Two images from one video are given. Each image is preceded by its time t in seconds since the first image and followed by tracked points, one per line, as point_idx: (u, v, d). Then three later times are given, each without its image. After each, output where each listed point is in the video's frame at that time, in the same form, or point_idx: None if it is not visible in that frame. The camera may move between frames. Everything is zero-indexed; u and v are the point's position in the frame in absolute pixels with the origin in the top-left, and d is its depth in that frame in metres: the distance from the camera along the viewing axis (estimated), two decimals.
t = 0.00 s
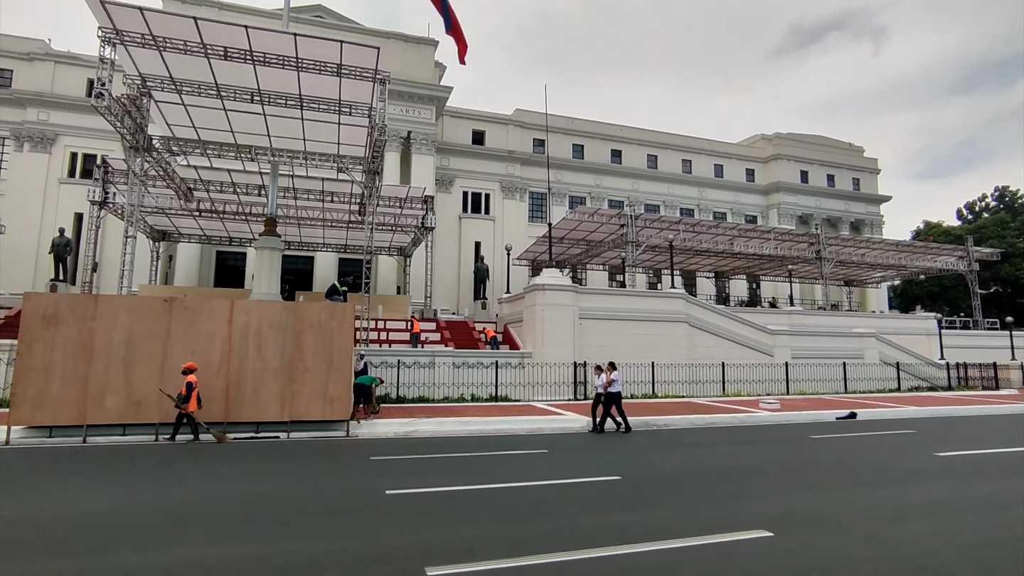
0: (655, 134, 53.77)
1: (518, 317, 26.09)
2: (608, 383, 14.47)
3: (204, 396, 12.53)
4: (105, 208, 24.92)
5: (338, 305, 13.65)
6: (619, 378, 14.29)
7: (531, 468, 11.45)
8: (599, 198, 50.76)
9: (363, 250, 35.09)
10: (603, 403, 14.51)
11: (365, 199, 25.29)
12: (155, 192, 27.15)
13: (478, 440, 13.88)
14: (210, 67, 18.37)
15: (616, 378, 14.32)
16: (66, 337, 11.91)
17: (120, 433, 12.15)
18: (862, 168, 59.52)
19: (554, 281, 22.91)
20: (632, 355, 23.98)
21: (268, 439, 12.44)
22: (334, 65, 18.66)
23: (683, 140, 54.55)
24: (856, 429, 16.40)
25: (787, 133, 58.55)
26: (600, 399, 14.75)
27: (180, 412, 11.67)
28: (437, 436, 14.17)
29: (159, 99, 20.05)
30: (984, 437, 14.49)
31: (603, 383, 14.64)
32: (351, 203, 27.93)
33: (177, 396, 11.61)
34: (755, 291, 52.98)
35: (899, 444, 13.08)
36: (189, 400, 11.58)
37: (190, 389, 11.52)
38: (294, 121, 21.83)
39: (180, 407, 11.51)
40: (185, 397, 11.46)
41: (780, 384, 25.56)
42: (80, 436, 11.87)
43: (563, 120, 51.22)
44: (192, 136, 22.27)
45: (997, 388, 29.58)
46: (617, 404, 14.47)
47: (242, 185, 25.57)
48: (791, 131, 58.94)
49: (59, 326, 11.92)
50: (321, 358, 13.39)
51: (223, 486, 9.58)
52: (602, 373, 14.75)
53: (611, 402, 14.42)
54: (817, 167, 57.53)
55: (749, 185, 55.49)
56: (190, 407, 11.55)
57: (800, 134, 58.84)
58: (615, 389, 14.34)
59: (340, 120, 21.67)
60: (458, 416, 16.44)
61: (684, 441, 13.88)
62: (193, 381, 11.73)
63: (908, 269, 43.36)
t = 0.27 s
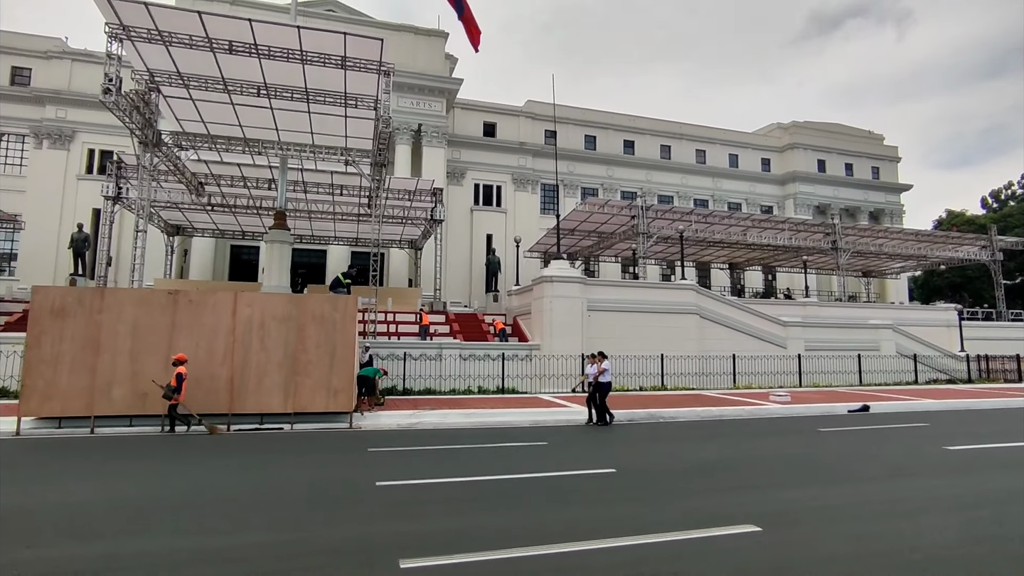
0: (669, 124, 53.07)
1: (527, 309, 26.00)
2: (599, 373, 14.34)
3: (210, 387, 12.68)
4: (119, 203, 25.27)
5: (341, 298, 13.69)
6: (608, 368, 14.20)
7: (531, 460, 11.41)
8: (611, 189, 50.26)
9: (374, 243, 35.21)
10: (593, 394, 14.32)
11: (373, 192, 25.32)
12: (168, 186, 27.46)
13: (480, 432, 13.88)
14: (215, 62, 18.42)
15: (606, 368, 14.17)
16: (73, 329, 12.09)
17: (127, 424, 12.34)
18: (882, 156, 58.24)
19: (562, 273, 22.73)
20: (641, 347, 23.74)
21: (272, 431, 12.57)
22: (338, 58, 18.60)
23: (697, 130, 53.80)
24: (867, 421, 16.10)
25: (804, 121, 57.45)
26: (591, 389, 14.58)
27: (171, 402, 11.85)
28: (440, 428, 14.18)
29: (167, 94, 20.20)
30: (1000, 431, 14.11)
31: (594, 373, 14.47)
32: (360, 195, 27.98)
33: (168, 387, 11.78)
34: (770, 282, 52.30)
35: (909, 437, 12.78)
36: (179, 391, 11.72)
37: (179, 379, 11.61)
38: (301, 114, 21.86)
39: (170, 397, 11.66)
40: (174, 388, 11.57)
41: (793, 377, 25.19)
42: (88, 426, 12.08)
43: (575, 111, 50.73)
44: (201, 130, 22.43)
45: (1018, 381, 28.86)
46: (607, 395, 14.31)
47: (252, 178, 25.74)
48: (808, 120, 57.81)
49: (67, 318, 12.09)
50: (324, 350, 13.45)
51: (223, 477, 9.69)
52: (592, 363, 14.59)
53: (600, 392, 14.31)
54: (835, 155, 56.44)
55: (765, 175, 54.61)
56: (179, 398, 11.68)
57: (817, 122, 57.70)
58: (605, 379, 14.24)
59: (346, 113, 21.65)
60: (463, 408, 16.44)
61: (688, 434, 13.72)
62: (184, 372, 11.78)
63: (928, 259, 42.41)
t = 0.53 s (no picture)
0: (687, 115, 52.25)
1: (540, 303, 25.85)
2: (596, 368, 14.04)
3: (219, 381, 12.81)
4: (138, 200, 25.71)
5: (349, 292, 13.76)
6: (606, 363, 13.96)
7: (537, 455, 11.31)
8: (628, 183, 49.66)
9: (389, 238, 35.39)
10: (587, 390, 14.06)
11: (386, 187, 25.36)
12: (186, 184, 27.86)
13: (488, 426, 13.82)
14: (227, 59, 18.56)
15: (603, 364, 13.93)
16: (86, 325, 12.31)
17: (139, 417, 12.52)
18: (907, 145, 56.72)
19: (574, 267, 22.46)
20: (655, 341, 23.38)
21: (281, 424, 12.68)
22: (348, 53, 18.61)
23: (716, 121, 52.92)
24: (887, 417, 15.66)
25: (826, 111, 56.18)
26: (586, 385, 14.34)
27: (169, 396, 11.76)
28: (448, 422, 14.15)
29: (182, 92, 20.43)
30: None
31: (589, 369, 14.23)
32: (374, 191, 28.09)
33: (165, 380, 11.73)
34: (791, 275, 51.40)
35: (928, 434, 12.39)
36: (177, 383, 11.66)
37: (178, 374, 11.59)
38: (313, 110, 21.94)
39: (168, 391, 11.60)
40: (172, 381, 11.56)
41: (811, 371, 24.76)
42: (101, 419, 12.27)
43: (591, 104, 50.14)
44: (216, 128, 22.69)
45: None
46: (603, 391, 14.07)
47: (267, 175, 25.99)
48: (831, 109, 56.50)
49: (80, 314, 12.32)
50: (332, 344, 13.53)
51: (229, 470, 9.77)
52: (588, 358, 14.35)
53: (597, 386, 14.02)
54: (859, 145, 55.09)
55: (785, 166, 53.56)
56: (177, 391, 11.63)
57: (840, 111, 56.37)
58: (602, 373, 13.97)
59: (358, 108, 21.68)
60: (473, 402, 16.41)
61: (699, 430, 13.48)
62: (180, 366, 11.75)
63: (955, 251, 41.21)
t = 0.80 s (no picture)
0: (710, 107, 51.28)
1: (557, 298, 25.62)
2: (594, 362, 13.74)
3: (233, 376, 12.97)
4: (162, 199, 26.20)
5: (360, 288, 13.77)
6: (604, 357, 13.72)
7: (547, 451, 11.17)
8: (649, 176, 48.92)
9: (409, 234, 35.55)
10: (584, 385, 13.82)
11: (402, 183, 25.40)
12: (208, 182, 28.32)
13: (499, 421, 13.74)
14: (242, 57, 18.71)
15: (602, 359, 13.68)
16: (104, 320, 12.56)
17: (154, 411, 12.74)
18: (941, 134, 54.84)
19: (590, 261, 21.88)
20: (673, 336, 22.88)
21: (293, 419, 12.79)
22: (360, 48, 18.59)
23: (739, 112, 51.85)
24: (913, 415, 15.12)
25: (855, 100, 54.62)
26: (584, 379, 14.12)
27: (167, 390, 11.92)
28: (459, 417, 14.11)
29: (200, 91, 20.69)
30: None
31: (587, 363, 13.99)
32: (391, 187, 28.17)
33: (164, 375, 11.88)
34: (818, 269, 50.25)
35: (953, 432, 11.91)
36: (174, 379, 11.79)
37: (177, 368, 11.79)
38: (328, 107, 22.03)
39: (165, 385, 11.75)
40: (169, 376, 11.69)
41: (835, 367, 24.15)
42: (118, 413, 12.53)
43: (611, 97, 49.50)
44: (234, 126, 22.97)
45: None
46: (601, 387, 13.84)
47: (286, 172, 26.26)
48: (859, 98, 54.93)
49: (97, 309, 12.57)
50: (343, 340, 13.57)
51: (239, 464, 9.85)
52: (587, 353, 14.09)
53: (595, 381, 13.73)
54: (889, 134, 53.43)
55: (811, 157, 52.29)
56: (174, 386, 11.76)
57: (869, 100, 54.76)
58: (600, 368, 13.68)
59: (372, 104, 21.69)
60: (485, 397, 16.34)
61: (713, 426, 13.19)
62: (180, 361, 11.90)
63: (990, 242, 39.71)
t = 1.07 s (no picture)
0: (736, 99, 50.16)
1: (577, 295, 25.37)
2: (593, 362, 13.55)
3: (251, 374, 13.19)
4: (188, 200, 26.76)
5: (374, 286, 13.85)
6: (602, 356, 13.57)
7: (558, 451, 11.08)
8: (674, 171, 48.05)
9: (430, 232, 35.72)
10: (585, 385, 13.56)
11: (421, 181, 25.49)
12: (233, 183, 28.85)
13: (513, 420, 13.66)
14: (261, 59, 18.97)
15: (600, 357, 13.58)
16: (126, 320, 12.88)
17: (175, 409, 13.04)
18: (980, 121, 52.71)
19: (609, 257, 21.68)
20: (695, 332, 22.47)
21: (309, 417, 12.96)
22: (376, 48, 18.65)
23: (766, 104, 50.62)
24: (943, 415, 14.59)
25: (888, 88, 52.85)
26: (582, 380, 13.90)
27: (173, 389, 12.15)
28: (474, 416, 14.09)
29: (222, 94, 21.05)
30: None
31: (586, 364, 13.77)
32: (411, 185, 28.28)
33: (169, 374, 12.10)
34: (850, 263, 48.89)
35: (985, 434, 11.39)
36: (178, 377, 12.02)
37: (180, 367, 11.98)
38: (347, 106, 22.19)
39: (170, 384, 11.98)
40: (173, 375, 11.90)
41: (866, 364, 23.36)
42: (141, 410, 12.85)
43: (634, 91, 48.80)
44: (256, 128, 23.33)
45: None
46: (601, 386, 13.65)
47: (307, 172, 26.59)
48: (893, 86, 53.13)
49: (120, 309, 12.90)
50: (358, 338, 13.68)
51: (253, 462, 10.02)
52: (583, 353, 13.90)
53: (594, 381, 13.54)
54: (925, 124, 51.55)
55: (842, 149, 50.81)
56: (179, 384, 11.99)
57: (903, 88, 52.92)
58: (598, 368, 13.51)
59: (390, 103, 21.76)
60: (501, 395, 16.28)
61: (731, 427, 12.90)
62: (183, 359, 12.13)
63: None
